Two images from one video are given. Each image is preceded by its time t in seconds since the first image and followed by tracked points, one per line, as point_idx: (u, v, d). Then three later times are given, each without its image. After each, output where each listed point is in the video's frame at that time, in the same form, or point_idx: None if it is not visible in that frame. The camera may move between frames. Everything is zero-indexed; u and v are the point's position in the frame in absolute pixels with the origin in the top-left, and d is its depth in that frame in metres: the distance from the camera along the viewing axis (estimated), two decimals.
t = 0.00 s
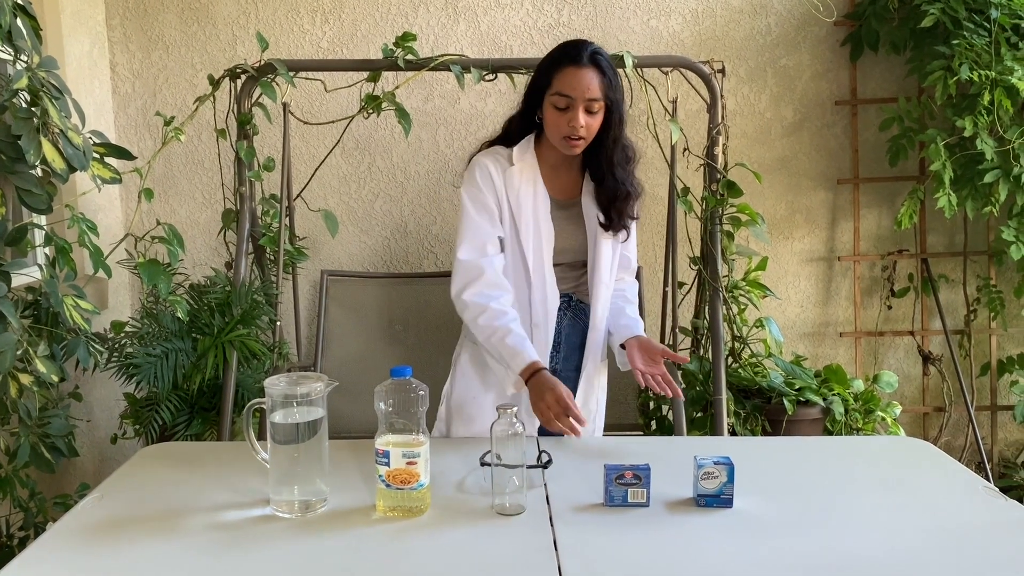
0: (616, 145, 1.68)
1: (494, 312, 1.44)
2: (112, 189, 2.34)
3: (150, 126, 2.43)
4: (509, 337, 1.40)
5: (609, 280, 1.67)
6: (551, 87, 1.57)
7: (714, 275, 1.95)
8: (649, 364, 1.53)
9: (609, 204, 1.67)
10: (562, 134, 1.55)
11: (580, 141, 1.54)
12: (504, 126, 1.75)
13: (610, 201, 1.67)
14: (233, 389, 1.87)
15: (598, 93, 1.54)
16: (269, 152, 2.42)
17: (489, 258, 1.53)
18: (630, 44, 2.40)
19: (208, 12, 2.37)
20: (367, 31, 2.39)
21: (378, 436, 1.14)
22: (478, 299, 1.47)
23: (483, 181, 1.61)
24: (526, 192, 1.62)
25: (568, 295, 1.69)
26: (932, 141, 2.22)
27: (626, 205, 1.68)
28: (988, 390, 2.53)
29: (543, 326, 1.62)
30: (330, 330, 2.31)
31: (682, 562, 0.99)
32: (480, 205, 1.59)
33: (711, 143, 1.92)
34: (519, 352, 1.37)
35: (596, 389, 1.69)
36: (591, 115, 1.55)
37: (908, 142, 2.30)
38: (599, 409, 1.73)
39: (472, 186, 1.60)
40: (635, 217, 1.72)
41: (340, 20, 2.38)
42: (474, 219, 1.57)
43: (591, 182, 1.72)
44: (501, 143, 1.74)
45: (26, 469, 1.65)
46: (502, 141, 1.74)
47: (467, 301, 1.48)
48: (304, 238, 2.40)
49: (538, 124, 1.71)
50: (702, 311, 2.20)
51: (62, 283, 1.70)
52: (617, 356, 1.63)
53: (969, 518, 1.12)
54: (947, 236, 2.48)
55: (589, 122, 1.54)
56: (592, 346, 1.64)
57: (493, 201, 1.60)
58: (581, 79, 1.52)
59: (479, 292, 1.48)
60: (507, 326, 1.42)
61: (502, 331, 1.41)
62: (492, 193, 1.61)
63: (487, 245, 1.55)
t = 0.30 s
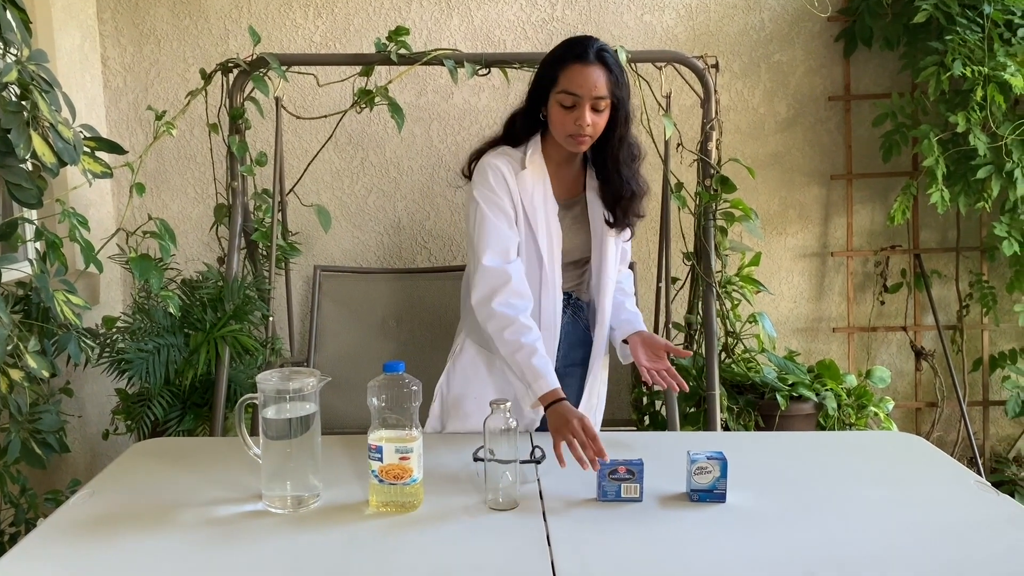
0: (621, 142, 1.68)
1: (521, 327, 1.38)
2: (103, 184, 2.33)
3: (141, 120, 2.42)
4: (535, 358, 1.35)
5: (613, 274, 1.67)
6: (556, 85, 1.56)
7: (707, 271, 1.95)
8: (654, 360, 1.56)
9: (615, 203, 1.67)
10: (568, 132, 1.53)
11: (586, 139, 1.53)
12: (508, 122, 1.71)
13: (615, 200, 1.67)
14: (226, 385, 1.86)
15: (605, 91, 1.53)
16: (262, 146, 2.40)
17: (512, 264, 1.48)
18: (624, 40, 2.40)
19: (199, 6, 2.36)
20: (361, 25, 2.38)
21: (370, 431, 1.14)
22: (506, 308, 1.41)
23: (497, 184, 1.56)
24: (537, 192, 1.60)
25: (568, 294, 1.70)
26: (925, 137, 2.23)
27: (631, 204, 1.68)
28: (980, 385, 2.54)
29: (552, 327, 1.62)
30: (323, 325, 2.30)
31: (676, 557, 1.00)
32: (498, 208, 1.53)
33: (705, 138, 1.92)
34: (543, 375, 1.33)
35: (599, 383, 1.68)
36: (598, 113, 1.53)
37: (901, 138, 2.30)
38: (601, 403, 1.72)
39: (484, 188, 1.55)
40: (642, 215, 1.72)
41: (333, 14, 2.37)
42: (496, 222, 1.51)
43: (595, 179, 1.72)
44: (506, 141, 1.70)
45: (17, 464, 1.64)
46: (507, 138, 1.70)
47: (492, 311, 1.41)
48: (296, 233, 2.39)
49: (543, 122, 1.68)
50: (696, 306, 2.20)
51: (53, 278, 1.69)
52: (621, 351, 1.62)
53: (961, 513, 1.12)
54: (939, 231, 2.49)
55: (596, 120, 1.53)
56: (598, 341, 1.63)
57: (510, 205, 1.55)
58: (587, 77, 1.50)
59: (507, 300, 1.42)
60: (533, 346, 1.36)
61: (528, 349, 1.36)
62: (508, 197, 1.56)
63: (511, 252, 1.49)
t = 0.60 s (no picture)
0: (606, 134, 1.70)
1: (513, 327, 1.38)
2: (94, 181, 2.31)
3: (132, 117, 2.41)
4: (526, 359, 1.35)
5: (603, 271, 1.68)
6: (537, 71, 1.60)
7: (699, 268, 1.95)
8: (640, 357, 1.56)
9: (603, 195, 1.67)
10: (554, 112, 1.55)
11: (573, 116, 1.54)
12: (494, 121, 1.72)
13: (603, 191, 1.67)
14: (218, 383, 1.85)
15: (585, 71, 1.57)
16: (253, 143, 2.40)
17: (503, 261, 1.48)
18: (617, 37, 2.40)
19: (190, 2, 2.35)
20: (353, 22, 2.37)
21: (363, 429, 1.14)
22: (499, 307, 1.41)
23: (487, 179, 1.56)
24: (525, 187, 1.60)
25: (558, 291, 1.69)
26: (916, 134, 2.23)
27: (619, 196, 1.68)
28: (971, 382, 2.55)
29: (538, 323, 1.62)
30: (315, 323, 2.29)
31: (668, 553, 1.00)
32: (487, 204, 1.54)
33: (697, 135, 1.92)
34: (534, 376, 1.33)
35: (593, 380, 1.68)
36: (581, 91, 1.56)
37: (892, 135, 2.31)
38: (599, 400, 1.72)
39: (474, 185, 1.55)
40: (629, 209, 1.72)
41: (325, 10, 2.36)
42: (486, 218, 1.51)
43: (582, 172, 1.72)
44: (494, 138, 1.70)
45: (7, 463, 1.64)
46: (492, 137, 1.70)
47: (485, 309, 1.41)
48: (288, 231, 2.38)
49: (529, 117, 1.70)
50: (688, 304, 2.21)
51: (43, 276, 1.68)
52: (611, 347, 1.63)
53: (952, 509, 1.13)
54: (931, 228, 2.50)
55: (580, 98, 1.55)
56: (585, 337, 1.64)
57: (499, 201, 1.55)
58: (567, 55, 1.55)
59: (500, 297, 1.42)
60: (525, 346, 1.37)
61: (520, 349, 1.36)
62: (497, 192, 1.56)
63: (501, 249, 1.49)
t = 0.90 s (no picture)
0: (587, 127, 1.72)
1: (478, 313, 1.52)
2: (88, 182, 2.30)
3: (126, 118, 2.39)
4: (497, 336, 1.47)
5: (592, 271, 1.67)
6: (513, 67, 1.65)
7: (696, 269, 1.95)
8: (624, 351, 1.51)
9: (587, 188, 1.69)
10: (529, 104, 1.59)
11: (547, 107, 1.58)
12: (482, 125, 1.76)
13: (587, 183, 1.69)
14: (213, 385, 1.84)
15: (559, 63, 1.61)
16: (248, 144, 2.39)
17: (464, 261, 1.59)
18: (612, 37, 2.40)
19: (184, 2, 2.34)
20: (348, 22, 2.36)
21: (359, 432, 1.13)
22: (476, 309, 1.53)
23: (458, 186, 1.64)
24: (505, 182, 1.65)
25: (551, 294, 1.68)
26: (911, 135, 2.24)
27: (605, 188, 1.69)
28: (966, 381, 2.56)
29: (523, 320, 1.63)
30: (311, 324, 2.29)
31: (666, 555, 1.00)
32: (454, 210, 1.62)
33: (693, 135, 1.91)
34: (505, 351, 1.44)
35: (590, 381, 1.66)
36: (555, 82, 1.60)
37: (888, 136, 2.31)
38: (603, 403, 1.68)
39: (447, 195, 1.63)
40: (618, 203, 1.71)
41: (319, 11, 2.36)
42: (451, 224, 1.61)
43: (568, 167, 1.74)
44: (480, 140, 1.74)
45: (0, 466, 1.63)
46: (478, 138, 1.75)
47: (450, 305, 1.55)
48: (283, 232, 2.38)
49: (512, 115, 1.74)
50: (684, 304, 2.21)
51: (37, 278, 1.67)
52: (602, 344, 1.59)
53: (949, 510, 1.13)
54: (926, 229, 2.51)
55: (554, 89, 1.59)
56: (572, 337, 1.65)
57: (468, 204, 1.63)
58: (539, 47, 1.60)
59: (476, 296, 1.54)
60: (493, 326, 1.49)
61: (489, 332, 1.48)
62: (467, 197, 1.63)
63: (462, 251, 1.60)
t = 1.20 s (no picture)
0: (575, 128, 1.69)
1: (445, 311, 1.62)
2: (87, 186, 2.30)
3: (125, 122, 2.39)
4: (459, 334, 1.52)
5: (584, 272, 1.67)
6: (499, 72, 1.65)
7: (696, 272, 1.94)
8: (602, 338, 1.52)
9: (573, 191, 1.66)
10: (511, 109, 1.60)
11: (529, 113, 1.59)
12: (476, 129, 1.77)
13: (573, 187, 1.66)
14: (212, 389, 1.84)
15: (543, 68, 1.61)
16: (247, 148, 2.38)
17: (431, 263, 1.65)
18: (611, 41, 2.40)
19: (183, 6, 2.33)
20: (347, 26, 2.36)
21: (360, 437, 1.13)
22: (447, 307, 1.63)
23: (437, 191, 1.68)
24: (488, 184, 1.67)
25: (548, 298, 1.66)
26: (911, 138, 2.24)
27: (593, 191, 1.66)
28: (966, 384, 2.56)
29: (510, 319, 1.62)
30: (310, 329, 2.28)
31: (667, 561, 0.99)
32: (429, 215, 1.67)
33: (693, 139, 1.91)
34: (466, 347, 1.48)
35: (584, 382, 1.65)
36: (539, 88, 1.60)
37: (887, 139, 2.32)
38: (599, 406, 1.66)
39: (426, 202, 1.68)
40: (610, 202, 1.69)
41: (319, 14, 2.35)
42: (423, 228, 1.66)
43: (557, 169, 1.71)
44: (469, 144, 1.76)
45: None
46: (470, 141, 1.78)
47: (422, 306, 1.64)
48: (282, 236, 2.37)
49: (502, 119, 1.75)
50: (684, 308, 2.21)
51: (36, 282, 1.66)
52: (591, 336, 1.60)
53: (951, 515, 1.13)
54: (925, 232, 2.51)
55: (537, 95, 1.60)
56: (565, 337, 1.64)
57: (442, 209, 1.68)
58: (524, 54, 1.60)
59: (434, 297, 1.61)
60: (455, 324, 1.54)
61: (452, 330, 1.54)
62: (442, 200, 1.68)
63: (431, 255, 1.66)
